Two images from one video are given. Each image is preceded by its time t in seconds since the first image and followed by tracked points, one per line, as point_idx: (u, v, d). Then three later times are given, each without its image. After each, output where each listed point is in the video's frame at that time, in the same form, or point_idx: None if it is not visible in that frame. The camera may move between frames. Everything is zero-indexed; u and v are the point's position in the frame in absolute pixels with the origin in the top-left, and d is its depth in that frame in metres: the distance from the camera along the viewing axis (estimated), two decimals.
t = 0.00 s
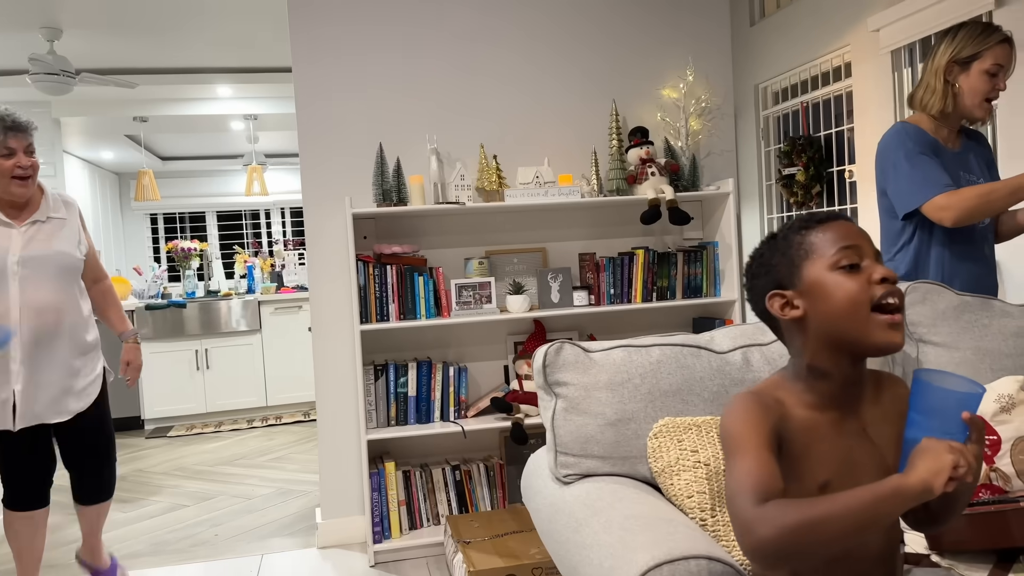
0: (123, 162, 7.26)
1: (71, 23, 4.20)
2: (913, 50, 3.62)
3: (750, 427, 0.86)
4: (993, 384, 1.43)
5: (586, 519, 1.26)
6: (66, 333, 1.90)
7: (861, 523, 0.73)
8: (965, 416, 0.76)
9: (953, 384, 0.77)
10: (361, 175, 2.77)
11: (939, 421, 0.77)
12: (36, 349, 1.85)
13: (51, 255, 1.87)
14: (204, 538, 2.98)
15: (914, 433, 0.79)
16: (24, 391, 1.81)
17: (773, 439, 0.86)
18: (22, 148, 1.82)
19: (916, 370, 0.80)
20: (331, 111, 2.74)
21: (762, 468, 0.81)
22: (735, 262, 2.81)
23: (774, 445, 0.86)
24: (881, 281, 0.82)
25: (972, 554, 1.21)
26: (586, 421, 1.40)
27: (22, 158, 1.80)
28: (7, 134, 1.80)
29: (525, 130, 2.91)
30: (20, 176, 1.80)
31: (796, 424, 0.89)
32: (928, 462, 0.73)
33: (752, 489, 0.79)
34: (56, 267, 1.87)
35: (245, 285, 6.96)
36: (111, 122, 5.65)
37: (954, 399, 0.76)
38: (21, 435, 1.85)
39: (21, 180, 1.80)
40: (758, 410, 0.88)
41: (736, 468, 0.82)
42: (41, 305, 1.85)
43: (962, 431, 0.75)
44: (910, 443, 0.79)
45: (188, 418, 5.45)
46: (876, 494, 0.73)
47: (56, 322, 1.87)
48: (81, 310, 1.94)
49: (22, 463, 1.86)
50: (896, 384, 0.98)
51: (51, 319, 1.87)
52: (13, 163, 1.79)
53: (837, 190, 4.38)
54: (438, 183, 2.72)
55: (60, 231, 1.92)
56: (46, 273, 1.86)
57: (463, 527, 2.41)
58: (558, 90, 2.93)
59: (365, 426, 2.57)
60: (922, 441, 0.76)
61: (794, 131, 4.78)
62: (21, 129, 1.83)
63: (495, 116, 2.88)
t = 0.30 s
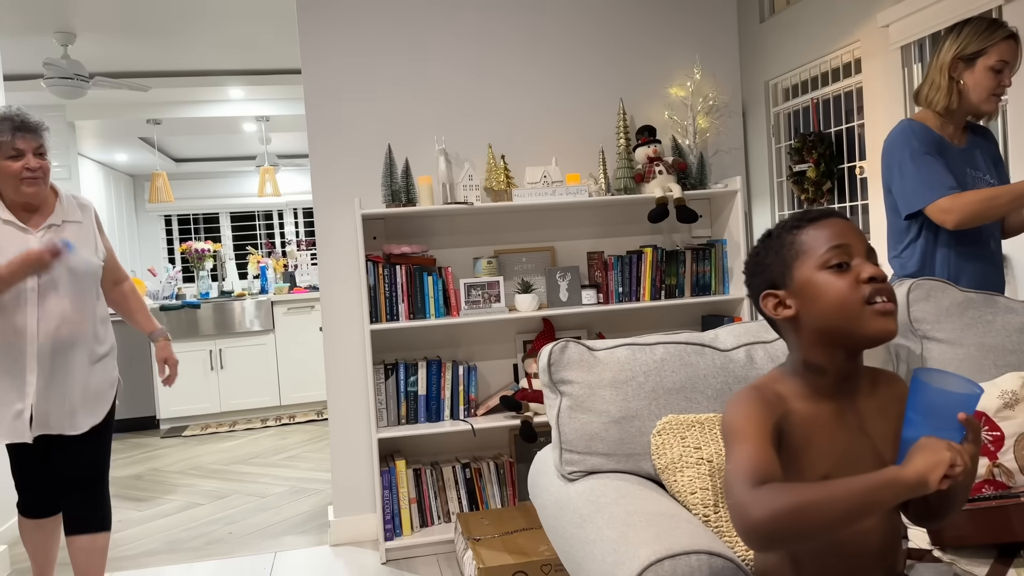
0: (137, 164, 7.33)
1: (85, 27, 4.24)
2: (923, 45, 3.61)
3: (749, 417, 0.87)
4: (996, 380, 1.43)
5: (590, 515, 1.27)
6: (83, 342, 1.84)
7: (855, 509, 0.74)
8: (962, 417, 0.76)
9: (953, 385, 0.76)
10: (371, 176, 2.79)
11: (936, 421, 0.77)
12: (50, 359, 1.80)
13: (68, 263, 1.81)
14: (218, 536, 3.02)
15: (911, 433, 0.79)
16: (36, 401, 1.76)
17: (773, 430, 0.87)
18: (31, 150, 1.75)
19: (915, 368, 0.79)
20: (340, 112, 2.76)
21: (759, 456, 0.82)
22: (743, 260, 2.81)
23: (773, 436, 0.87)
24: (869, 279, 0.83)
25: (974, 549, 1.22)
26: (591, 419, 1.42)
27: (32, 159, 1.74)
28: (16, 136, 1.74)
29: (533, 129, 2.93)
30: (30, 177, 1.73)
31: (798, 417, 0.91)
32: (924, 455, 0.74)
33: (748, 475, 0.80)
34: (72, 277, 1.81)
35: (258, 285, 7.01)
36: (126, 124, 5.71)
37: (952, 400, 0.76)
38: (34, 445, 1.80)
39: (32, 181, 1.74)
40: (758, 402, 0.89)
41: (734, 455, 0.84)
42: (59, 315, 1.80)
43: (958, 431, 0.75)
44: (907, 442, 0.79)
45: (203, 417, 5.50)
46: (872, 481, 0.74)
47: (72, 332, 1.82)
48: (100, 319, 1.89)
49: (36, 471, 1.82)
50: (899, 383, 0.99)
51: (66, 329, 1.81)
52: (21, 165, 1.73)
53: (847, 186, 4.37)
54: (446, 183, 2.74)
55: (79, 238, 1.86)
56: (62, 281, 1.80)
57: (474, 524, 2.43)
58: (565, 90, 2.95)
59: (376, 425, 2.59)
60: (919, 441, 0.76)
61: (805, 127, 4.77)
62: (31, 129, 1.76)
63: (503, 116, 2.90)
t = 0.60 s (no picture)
0: (143, 166, 7.36)
1: (90, 31, 4.27)
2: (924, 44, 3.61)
3: (741, 404, 0.90)
4: (994, 378, 1.44)
5: (590, 513, 1.29)
6: (103, 345, 1.71)
7: (842, 486, 0.77)
8: (944, 410, 0.79)
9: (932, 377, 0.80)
10: (374, 178, 2.81)
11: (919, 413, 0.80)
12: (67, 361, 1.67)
13: (89, 260, 1.70)
14: (224, 535, 3.04)
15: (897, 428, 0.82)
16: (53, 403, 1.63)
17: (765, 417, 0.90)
18: (52, 147, 1.67)
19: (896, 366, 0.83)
20: (343, 115, 2.78)
21: (752, 439, 0.85)
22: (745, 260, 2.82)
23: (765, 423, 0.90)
24: (851, 281, 0.85)
25: (969, 547, 1.23)
26: (591, 418, 1.43)
27: (51, 156, 1.66)
28: (39, 132, 1.66)
29: (535, 130, 2.95)
30: (49, 175, 1.65)
31: (792, 407, 0.93)
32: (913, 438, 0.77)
33: (740, 456, 0.83)
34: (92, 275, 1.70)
35: (264, 286, 7.04)
36: (131, 126, 5.74)
37: (931, 391, 0.79)
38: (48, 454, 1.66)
39: (53, 180, 1.67)
40: (752, 392, 0.92)
41: (726, 438, 0.87)
42: (76, 314, 1.68)
43: (942, 421, 0.78)
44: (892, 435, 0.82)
45: (209, 417, 5.53)
46: (861, 459, 0.77)
47: (91, 333, 1.69)
48: (123, 323, 1.76)
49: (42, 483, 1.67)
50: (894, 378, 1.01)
51: (85, 329, 1.68)
52: (40, 163, 1.64)
53: (850, 185, 4.38)
54: (449, 185, 2.76)
55: (101, 235, 1.74)
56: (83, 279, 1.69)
57: (477, 523, 2.45)
58: (566, 91, 2.96)
59: (381, 425, 2.61)
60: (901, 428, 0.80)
61: (807, 126, 4.77)
62: (54, 125, 1.68)
63: (504, 117, 2.91)
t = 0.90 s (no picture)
0: (137, 166, 7.36)
1: (85, 32, 4.27)
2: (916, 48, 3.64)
3: (731, 402, 0.93)
4: (980, 382, 1.47)
5: (582, 515, 1.31)
6: (104, 349, 1.68)
7: (829, 469, 0.81)
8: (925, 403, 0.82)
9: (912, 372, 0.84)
10: (370, 181, 2.83)
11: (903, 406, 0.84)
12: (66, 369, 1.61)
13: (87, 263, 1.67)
14: (220, 537, 3.05)
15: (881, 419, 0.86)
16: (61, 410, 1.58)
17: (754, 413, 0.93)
18: (44, 144, 1.58)
19: (878, 362, 0.87)
20: (338, 119, 2.79)
21: (742, 432, 0.88)
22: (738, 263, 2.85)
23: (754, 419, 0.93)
24: (833, 283, 0.89)
25: (955, 548, 1.25)
26: (584, 422, 1.45)
27: (43, 154, 1.57)
28: (29, 127, 1.57)
29: (529, 134, 2.96)
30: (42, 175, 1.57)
31: (780, 404, 0.96)
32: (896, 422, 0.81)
33: (731, 448, 0.86)
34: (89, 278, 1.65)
35: (258, 287, 7.04)
36: (125, 128, 5.74)
37: (911, 384, 0.83)
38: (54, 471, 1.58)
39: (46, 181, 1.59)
40: (740, 390, 0.95)
41: (717, 432, 0.90)
42: (78, 318, 1.63)
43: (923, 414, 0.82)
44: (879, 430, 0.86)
45: (203, 419, 5.53)
46: (847, 442, 0.81)
47: (93, 337, 1.66)
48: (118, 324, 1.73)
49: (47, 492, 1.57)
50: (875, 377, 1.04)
51: (82, 335, 1.63)
52: (31, 161, 1.56)
53: (842, 187, 4.41)
54: (443, 188, 2.77)
55: (91, 235, 1.70)
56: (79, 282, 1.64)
57: (472, 524, 2.47)
58: (561, 94, 2.98)
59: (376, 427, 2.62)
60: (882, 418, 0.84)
61: (800, 129, 4.80)
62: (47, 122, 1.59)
63: (498, 120, 2.93)
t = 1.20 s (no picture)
0: (125, 164, 7.33)
1: (73, 29, 4.26)
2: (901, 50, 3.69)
3: (721, 400, 0.95)
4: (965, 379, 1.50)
5: (574, 510, 1.33)
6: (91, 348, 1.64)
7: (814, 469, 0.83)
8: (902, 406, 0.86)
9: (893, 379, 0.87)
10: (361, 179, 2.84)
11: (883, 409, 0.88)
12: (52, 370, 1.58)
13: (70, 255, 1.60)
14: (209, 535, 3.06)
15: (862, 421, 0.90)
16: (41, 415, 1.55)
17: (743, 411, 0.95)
18: (24, 124, 1.51)
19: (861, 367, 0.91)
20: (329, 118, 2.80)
21: (731, 429, 0.90)
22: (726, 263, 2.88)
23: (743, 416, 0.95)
24: (827, 283, 0.92)
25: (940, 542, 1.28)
26: (576, 418, 1.47)
27: (25, 134, 1.50)
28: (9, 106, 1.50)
29: (520, 133, 2.98)
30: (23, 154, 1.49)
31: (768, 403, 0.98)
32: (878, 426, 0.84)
33: (721, 443, 0.88)
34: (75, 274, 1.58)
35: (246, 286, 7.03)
36: (112, 125, 5.71)
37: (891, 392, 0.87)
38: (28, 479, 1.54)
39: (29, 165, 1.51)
40: (731, 387, 0.97)
41: (707, 428, 0.92)
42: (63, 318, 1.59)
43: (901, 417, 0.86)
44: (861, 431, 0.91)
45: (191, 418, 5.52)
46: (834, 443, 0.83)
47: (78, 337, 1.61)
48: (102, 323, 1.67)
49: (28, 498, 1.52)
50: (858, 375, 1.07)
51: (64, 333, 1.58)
52: (13, 140, 1.48)
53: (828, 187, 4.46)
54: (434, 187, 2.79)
55: (73, 228, 1.63)
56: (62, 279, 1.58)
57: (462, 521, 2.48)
58: (551, 94, 3.00)
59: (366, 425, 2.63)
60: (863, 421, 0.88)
61: (787, 130, 4.85)
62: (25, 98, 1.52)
63: (489, 119, 2.95)
